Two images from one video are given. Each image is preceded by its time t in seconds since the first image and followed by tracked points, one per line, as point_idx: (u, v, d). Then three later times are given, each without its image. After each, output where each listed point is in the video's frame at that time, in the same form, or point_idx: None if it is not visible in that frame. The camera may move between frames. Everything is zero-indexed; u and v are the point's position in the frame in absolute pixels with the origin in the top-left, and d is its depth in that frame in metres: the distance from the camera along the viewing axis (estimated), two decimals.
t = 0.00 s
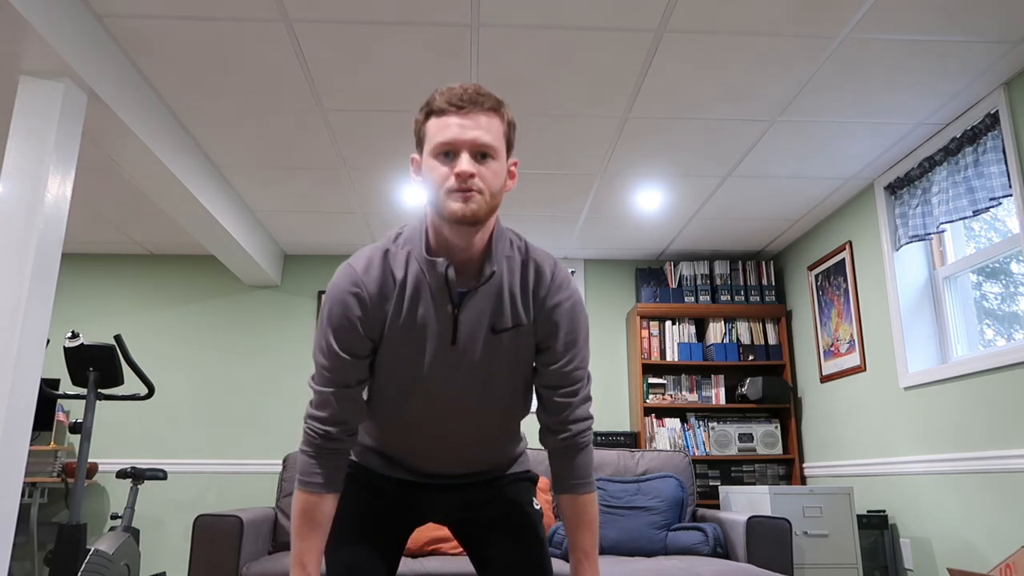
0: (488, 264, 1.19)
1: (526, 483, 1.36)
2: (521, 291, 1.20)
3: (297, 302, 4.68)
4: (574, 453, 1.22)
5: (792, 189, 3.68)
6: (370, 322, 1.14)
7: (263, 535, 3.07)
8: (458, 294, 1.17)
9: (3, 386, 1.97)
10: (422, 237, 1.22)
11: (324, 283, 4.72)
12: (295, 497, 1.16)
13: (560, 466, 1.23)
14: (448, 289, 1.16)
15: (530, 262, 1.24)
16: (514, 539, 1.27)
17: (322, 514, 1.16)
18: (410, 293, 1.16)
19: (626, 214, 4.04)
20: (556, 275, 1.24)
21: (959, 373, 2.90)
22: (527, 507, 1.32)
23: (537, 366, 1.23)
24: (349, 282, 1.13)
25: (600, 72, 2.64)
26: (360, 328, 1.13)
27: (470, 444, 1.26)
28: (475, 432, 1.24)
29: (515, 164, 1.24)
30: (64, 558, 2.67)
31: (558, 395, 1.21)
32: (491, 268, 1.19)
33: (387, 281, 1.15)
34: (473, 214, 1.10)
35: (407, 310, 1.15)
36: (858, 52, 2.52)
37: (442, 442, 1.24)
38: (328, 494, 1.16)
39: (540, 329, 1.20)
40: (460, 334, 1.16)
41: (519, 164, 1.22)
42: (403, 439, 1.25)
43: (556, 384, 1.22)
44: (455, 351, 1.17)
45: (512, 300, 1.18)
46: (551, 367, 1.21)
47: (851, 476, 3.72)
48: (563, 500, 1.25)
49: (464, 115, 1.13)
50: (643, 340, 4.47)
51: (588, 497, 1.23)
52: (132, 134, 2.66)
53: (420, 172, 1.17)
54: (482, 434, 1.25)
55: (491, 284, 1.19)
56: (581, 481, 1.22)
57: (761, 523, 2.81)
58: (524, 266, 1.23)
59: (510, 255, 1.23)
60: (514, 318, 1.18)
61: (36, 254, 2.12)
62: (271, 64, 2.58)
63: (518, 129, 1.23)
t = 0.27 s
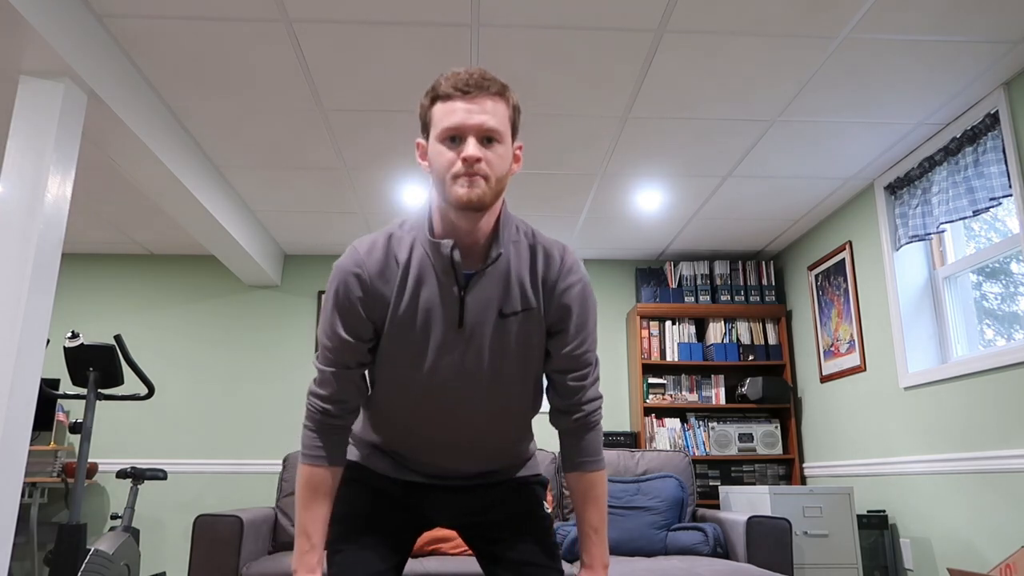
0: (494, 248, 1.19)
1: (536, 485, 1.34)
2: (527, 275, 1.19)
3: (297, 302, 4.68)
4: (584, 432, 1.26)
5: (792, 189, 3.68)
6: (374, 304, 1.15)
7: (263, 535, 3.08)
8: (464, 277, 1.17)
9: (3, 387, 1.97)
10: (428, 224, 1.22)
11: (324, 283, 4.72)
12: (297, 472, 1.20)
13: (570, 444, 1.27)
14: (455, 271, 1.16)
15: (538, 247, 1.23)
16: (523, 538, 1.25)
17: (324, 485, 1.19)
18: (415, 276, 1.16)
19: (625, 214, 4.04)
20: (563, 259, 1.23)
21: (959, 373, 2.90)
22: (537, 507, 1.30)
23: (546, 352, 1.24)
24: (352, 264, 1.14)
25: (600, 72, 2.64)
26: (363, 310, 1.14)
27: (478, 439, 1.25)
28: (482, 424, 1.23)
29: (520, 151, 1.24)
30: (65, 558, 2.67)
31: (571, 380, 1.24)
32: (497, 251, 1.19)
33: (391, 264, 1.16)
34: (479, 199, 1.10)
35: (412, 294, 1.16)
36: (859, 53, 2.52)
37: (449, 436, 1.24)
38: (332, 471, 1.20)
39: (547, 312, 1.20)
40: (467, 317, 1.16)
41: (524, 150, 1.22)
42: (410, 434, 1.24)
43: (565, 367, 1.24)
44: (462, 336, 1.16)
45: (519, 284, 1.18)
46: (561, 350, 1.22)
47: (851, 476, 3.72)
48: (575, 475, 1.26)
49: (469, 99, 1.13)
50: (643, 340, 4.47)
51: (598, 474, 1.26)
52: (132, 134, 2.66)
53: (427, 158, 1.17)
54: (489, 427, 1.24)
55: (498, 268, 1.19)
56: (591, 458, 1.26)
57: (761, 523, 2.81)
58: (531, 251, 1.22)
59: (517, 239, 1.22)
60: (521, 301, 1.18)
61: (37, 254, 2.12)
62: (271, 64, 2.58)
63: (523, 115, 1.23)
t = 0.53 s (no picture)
0: (498, 243, 1.20)
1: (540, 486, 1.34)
2: (531, 271, 1.20)
3: (297, 303, 4.68)
4: (586, 424, 1.27)
5: (792, 189, 3.68)
6: (377, 299, 1.16)
7: (263, 535, 3.08)
8: (467, 273, 1.17)
9: (3, 388, 1.97)
10: (431, 222, 1.23)
11: (324, 283, 4.72)
12: (307, 459, 1.19)
13: (571, 436, 1.29)
14: (459, 268, 1.17)
15: (543, 243, 1.24)
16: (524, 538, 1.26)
17: (332, 472, 1.19)
18: (418, 271, 1.17)
19: (625, 214, 4.04)
20: (567, 255, 1.24)
21: (959, 373, 2.91)
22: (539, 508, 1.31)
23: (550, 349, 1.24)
24: (354, 256, 1.16)
25: (600, 72, 2.64)
26: (367, 303, 1.15)
27: (482, 440, 1.24)
28: (487, 424, 1.22)
29: (523, 148, 1.24)
30: (65, 559, 2.67)
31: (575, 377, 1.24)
32: (502, 247, 1.20)
33: (394, 259, 1.17)
34: (483, 196, 1.10)
35: (417, 289, 1.16)
36: (859, 52, 2.52)
37: (452, 436, 1.23)
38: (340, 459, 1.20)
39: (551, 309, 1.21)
40: (471, 313, 1.16)
41: (527, 148, 1.23)
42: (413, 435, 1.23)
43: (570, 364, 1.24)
44: (466, 333, 1.16)
45: (523, 279, 1.19)
46: (566, 346, 1.22)
47: (851, 476, 3.72)
48: (574, 466, 1.28)
49: (473, 98, 1.14)
50: (643, 340, 4.47)
51: (597, 466, 1.27)
52: (132, 134, 2.66)
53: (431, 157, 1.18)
54: (494, 427, 1.23)
55: (501, 263, 1.19)
56: (592, 449, 1.27)
57: (761, 523, 2.81)
58: (536, 248, 1.23)
59: (521, 237, 1.23)
60: (525, 297, 1.18)
61: (36, 254, 2.12)
62: (271, 64, 2.58)
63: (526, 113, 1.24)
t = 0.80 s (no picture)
0: (498, 246, 1.20)
1: (539, 498, 1.31)
2: (532, 275, 1.20)
3: (297, 303, 4.68)
4: (587, 430, 1.25)
5: (792, 189, 3.68)
6: (378, 307, 1.15)
7: (263, 535, 3.08)
8: (468, 277, 1.17)
9: (3, 388, 1.97)
10: (431, 227, 1.23)
11: (324, 283, 4.72)
12: (296, 468, 1.20)
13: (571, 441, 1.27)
14: (459, 272, 1.17)
15: (543, 246, 1.24)
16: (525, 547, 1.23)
17: (319, 484, 1.20)
18: (418, 278, 1.16)
19: (625, 214, 4.04)
20: (567, 257, 1.25)
21: (959, 374, 2.90)
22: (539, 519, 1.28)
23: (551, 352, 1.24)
24: (355, 266, 1.15)
25: (599, 72, 2.64)
26: (368, 311, 1.15)
27: (484, 449, 1.23)
28: (488, 432, 1.21)
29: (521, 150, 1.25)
30: (64, 558, 2.67)
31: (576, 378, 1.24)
32: (502, 250, 1.20)
33: (394, 266, 1.17)
34: (483, 196, 1.11)
35: (417, 295, 1.16)
36: (859, 52, 2.52)
37: (455, 444, 1.22)
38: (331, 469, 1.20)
39: (553, 312, 1.21)
40: (472, 318, 1.16)
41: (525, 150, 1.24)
42: (415, 443, 1.23)
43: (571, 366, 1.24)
44: (467, 337, 1.15)
45: (524, 283, 1.18)
46: (568, 349, 1.22)
47: (851, 476, 3.72)
48: (580, 467, 1.25)
49: (471, 102, 1.14)
50: (643, 340, 4.47)
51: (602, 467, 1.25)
52: (131, 134, 2.66)
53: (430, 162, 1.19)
54: (496, 434, 1.22)
55: (501, 266, 1.19)
56: (597, 451, 1.25)
57: (761, 523, 2.81)
58: (536, 251, 1.23)
59: (521, 240, 1.23)
60: (525, 300, 1.18)
61: (36, 255, 2.12)
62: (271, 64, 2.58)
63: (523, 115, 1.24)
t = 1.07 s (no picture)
0: (494, 248, 1.20)
1: (543, 509, 1.29)
2: (527, 278, 1.20)
3: (297, 303, 4.68)
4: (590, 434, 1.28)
5: (792, 189, 3.68)
6: (374, 306, 1.16)
7: (263, 535, 3.08)
8: (464, 278, 1.17)
9: (4, 389, 1.97)
10: (427, 230, 1.23)
11: (324, 283, 4.72)
12: (295, 462, 1.22)
13: (575, 448, 1.29)
14: (455, 273, 1.16)
15: (539, 252, 1.25)
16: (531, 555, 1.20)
17: (320, 479, 1.21)
18: (414, 279, 1.17)
19: (625, 214, 4.04)
20: (562, 264, 1.26)
21: (959, 374, 2.91)
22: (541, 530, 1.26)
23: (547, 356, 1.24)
24: (353, 266, 1.17)
25: (599, 72, 2.64)
26: (364, 310, 1.16)
27: (483, 457, 1.20)
28: (485, 437, 1.19)
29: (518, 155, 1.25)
30: (65, 558, 2.67)
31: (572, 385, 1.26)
32: (498, 254, 1.20)
33: (390, 267, 1.18)
34: (481, 200, 1.11)
35: (413, 296, 1.16)
36: (859, 53, 2.52)
37: (452, 450, 1.19)
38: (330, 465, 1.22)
39: (548, 316, 1.21)
40: (467, 318, 1.15)
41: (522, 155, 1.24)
42: (411, 450, 1.20)
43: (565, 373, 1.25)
44: (462, 338, 1.15)
45: (520, 286, 1.19)
46: (563, 355, 1.23)
47: (851, 476, 3.72)
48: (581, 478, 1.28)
49: (471, 105, 1.15)
50: (643, 340, 4.47)
51: (603, 476, 1.27)
52: (131, 134, 2.66)
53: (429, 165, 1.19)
54: (493, 440, 1.20)
55: (497, 269, 1.19)
56: (598, 460, 1.28)
57: (761, 523, 2.81)
58: (532, 256, 1.24)
59: (517, 244, 1.23)
60: (521, 303, 1.18)
61: (36, 255, 2.12)
62: (271, 64, 2.58)
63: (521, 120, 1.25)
